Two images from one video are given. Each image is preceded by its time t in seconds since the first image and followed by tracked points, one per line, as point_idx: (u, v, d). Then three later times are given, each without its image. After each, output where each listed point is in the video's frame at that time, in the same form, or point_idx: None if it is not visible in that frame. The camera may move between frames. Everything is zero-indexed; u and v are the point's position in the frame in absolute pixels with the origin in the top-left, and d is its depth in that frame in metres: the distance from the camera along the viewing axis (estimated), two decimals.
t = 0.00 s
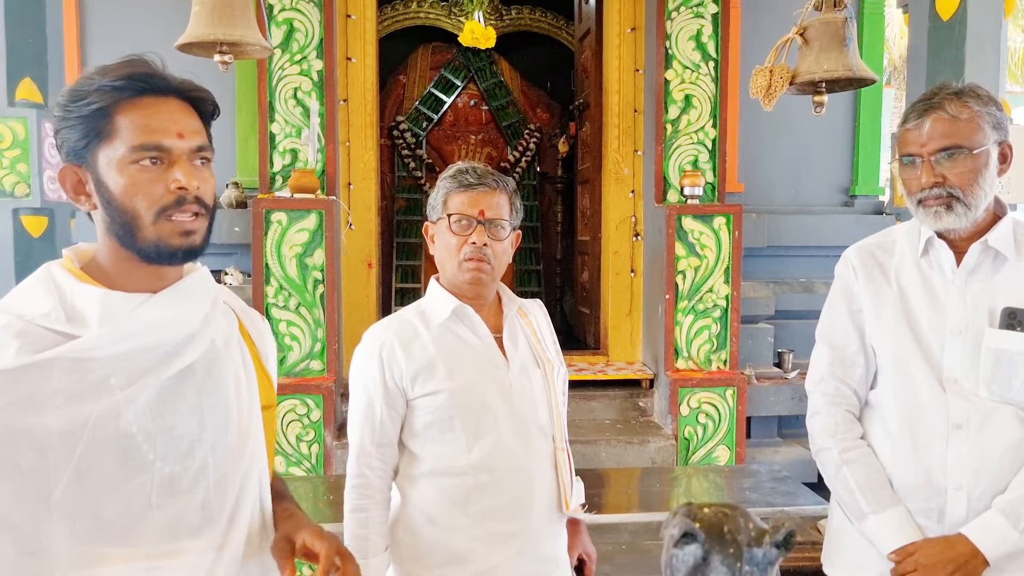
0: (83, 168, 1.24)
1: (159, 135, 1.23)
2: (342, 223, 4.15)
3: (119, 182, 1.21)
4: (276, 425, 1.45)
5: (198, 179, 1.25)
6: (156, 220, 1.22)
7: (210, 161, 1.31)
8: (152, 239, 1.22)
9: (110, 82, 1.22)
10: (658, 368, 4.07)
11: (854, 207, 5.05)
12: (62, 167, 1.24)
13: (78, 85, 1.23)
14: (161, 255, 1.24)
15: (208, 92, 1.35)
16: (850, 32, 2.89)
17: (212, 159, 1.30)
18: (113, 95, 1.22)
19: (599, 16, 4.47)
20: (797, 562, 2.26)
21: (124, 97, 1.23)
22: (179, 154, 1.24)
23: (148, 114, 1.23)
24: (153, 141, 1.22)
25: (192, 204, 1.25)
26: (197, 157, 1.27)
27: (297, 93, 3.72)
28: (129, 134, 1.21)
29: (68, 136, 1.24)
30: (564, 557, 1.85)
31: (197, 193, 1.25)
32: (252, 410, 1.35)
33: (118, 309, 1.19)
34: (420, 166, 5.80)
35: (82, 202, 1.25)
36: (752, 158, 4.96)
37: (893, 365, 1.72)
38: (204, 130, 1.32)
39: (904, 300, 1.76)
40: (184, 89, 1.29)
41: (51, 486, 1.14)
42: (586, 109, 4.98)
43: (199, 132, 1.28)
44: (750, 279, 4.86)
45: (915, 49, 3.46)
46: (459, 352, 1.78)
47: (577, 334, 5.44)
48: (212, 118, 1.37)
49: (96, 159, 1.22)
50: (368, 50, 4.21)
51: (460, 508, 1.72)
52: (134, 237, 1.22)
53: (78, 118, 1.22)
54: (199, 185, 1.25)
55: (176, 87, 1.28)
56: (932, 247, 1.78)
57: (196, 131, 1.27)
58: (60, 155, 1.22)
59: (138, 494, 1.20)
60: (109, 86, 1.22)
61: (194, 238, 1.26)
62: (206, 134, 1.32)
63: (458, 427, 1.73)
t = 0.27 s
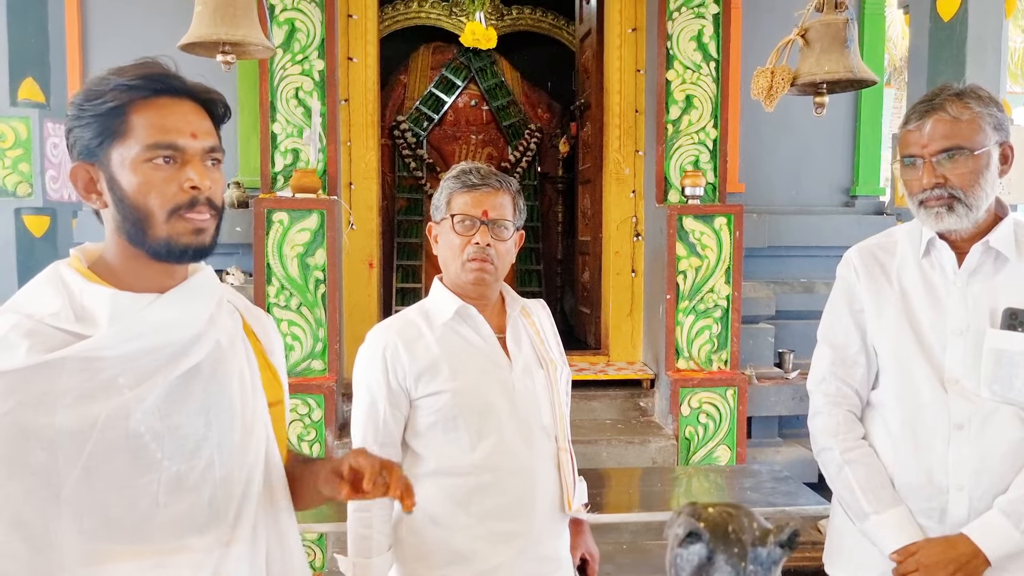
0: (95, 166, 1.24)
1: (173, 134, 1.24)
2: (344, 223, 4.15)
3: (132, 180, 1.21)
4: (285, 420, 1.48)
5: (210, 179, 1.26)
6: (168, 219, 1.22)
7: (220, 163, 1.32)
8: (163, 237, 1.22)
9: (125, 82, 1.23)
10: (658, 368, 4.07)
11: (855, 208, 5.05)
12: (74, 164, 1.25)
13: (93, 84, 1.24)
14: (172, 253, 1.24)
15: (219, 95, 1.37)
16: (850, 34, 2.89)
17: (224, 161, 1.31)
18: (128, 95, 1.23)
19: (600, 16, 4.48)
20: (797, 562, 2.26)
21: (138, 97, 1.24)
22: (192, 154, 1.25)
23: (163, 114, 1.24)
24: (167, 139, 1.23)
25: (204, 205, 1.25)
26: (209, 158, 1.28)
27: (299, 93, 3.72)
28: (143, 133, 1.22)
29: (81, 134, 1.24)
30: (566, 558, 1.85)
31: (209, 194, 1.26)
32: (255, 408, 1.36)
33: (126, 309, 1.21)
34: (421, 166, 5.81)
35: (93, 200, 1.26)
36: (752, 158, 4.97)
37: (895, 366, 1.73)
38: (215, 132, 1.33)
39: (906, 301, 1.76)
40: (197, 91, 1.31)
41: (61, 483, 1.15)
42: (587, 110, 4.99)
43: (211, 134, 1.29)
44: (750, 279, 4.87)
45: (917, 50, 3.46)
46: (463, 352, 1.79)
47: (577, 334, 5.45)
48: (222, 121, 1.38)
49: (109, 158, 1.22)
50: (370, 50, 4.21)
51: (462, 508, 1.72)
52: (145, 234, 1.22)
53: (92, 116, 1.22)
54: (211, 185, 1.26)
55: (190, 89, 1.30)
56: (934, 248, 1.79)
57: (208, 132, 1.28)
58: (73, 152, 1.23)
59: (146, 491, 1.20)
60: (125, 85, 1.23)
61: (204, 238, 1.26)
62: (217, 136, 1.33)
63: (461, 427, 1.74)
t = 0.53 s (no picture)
0: (106, 169, 1.26)
1: (186, 144, 1.25)
2: (344, 223, 4.15)
3: (144, 187, 1.23)
4: (291, 415, 1.49)
5: (221, 189, 1.27)
6: (178, 228, 1.24)
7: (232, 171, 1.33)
8: (172, 244, 1.24)
9: (143, 89, 1.25)
10: (658, 368, 4.08)
11: (855, 208, 5.05)
12: (85, 166, 1.27)
13: (109, 87, 1.26)
14: (180, 259, 1.26)
15: (233, 103, 1.38)
16: (852, 35, 2.89)
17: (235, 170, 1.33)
18: (144, 102, 1.25)
19: (600, 16, 4.48)
20: (798, 562, 2.26)
21: (153, 105, 1.25)
22: (204, 164, 1.26)
23: (177, 123, 1.26)
24: (180, 150, 1.25)
25: (214, 215, 1.27)
26: (220, 168, 1.29)
27: (299, 93, 3.72)
28: (157, 141, 1.24)
29: (95, 137, 1.26)
30: (567, 558, 1.85)
31: (219, 205, 1.27)
32: (259, 403, 1.36)
33: (132, 307, 1.22)
34: (420, 166, 5.80)
35: (103, 202, 1.28)
36: (752, 158, 4.97)
37: (896, 365, 1.73)
38: (228, 140, 1.34)
39: (907, 301, 1.77)
40: (212, 100, 1.32)
41: (68, 481, 1.16)
42: (587, 109, 4.98)
43: (224, 143, 1.31)
44: (750, 279, 4.87)
45: (917, 50, 3.47)
46: (464, 351, 1.79)
47: (577, 334, 5.45)
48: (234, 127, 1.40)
49: (122, 163, 1.24)
50: (370, 50, 4.21)
51: (463, 507, 1.73)
52: (155, 241, 1.24)
53: (106, 121, 1.24)
54: (221, 196, 1.27)
55: (205, 98, 1.31)
56: (935, 248, 1.79)
57: (221, 142, 1.30)
58: (86, 155, 1.25)
59: (151, 487, 1.21)
60: (142, 92, 1.25)
61: (212, 246, 1.28)
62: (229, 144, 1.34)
63: (462, 426, 1.74)
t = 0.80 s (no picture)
0: (106, 168, 1.27)
1: (181, 138, 1.25)
2: (344, 222, 4.15)
3: (142, 182, 1.24)
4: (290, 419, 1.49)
5: (217, 180, 1.27)
6: (175, 219, 1.24)
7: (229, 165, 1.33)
8: (172, 237, 1.24)
9: (137, 86, 1.25)
10: (658, 368, 4.08)
11: (854, 208, 5.06)
12: (86, 166, 1.27)
13: (106, 87, 1.26)
14: (180, 253, 1.26)
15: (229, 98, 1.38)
16: (854, 35, 2.90)
17: (232, 163, 1.33)
18: (139, 99, 1.25)
19: (600, 16, 4.48)
20: (797, 562, 2.27)
21: (149, 101, 1.26)
22: (200, 157, 1.27)
23: (172, 118, 1.26)
24: (175, 143, 1.25)
25: (211, 205, 1.27)
26: (217, 161, 1.29)
27: (299, 92, 3.72)
28: (153, 136, 1.24)
29: (94, 136, 1.27)
30: (566, 557, 1.85)
31: (216, 195, 1.27)
32: (264, 407, 1.37)
33: (138, 307, 1.22)
34: (420, 166, 5.79)
35: (104, 201, 1.28)
36: (752, 158, 4.97)
37: (896, 365, 1.73)
38: (225, 134, 1.34)
39: (907, 301, 1.77)
40: (207, 95, 1.32)
41: (70, 478, 1.16)
42: (587, 109, 4.98)
43: (220, 136, 1.31)
44: (750, 279, 4.88)
45: (916, 50, 3.47)
46: (464, 351, 1.79)
47: (577, 334, 5.45)
48: (232, 123, 1.40)
49: (120, 160, 1.25)
50: (370, 49, 4.22)
51: (463, 506, 1.73)
52: (154, 234, 1.24)
53: (104, 119, 1.25)
54: (218, 187, 1.27)
55: (200, 93, 1.31)
56: (935, 248, 1.79)
57: (217, 135, 1.30)
58: (86, 154, 1.25)
59: (153, 487, 1.21)
60: (137, 89, 1.25)
61: (212, 237, 1.28)
62: (226, 139, 1.35)
63: (462, 426, 1.74)
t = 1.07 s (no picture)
0: (112, 174, 1.28)
1: (178, 141, 1.25)
2: (343, 221, 4.15)
3: (143, 186, 1.24)
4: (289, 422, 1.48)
5: (215, 181, 1.27)
6: (175, 222, 1.24)
7: (231, 165, 1.33)
8: (173, 240, 1.25)
9: (135, 92, 1.25)
10: (657, 367, 4.08)
11: (853, 207, 5.06)
12: (93, 172, 1.29)
13: (107, 94, 1.27)
14: (183, 255, 1.27)
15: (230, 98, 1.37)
16: (856, 34, 2.90)
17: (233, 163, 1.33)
18: (137, 104, 1.25)
19: (600, 16, 4.48)
20: (797, 561, 2.26)
21: (147, 105, 1.26)
22: (197, 159, 1.26)
23: (170, 121, 1.26)
24: (173, 146, 1.25)
25: (210, 206, 1.27)
26: (216, 162, 1.29)
27: (298, 91, 3.72)
28: (152, 140, 1.24)
29: (100, 143, 1.28)
30: (566, 556, 1.85)
31: (215, 196, 1.27)
32: (270, 408, 1.37)
33: (147, 307, 1.22)
34: (419, 165, 5.77)
35: (113, 205, 1.30)
36: (752, 157, 4.97)
37: (897, 364, 1.73)
38: (226, 135, 1.33)
39: (908, 300, 1.77)
40: (205, 95, 1.31)
41: (77, 475, 1.16)
42: (587, 109, 4.98)
43: (219, 137, 1.30)
44: (749, 279, 4.87)
45: (916, 50, 3.48)
46: (464, 349, 1.79)
47: (576, 334, 5.45)
48: (234, 124, 1.39)
49: (122, 165, 1.25)
50: (369, 48, 4.21)
51: (463, 504, 1.73)
52: (157, 237, 1.25)
53: (107, 126, 1.25)
54: (216, 188, 1.27)
55: (198, 94, 1.30)
56: (935, 247, 1.79)
57: (215, 136, 1.29)
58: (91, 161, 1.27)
59: (159, 485, 1.21)
60: (134, 95, 1.25)
61: (213, 239, 1.28)
62: (228, 140, 1.34)
63: (462, 424, 1.74)
